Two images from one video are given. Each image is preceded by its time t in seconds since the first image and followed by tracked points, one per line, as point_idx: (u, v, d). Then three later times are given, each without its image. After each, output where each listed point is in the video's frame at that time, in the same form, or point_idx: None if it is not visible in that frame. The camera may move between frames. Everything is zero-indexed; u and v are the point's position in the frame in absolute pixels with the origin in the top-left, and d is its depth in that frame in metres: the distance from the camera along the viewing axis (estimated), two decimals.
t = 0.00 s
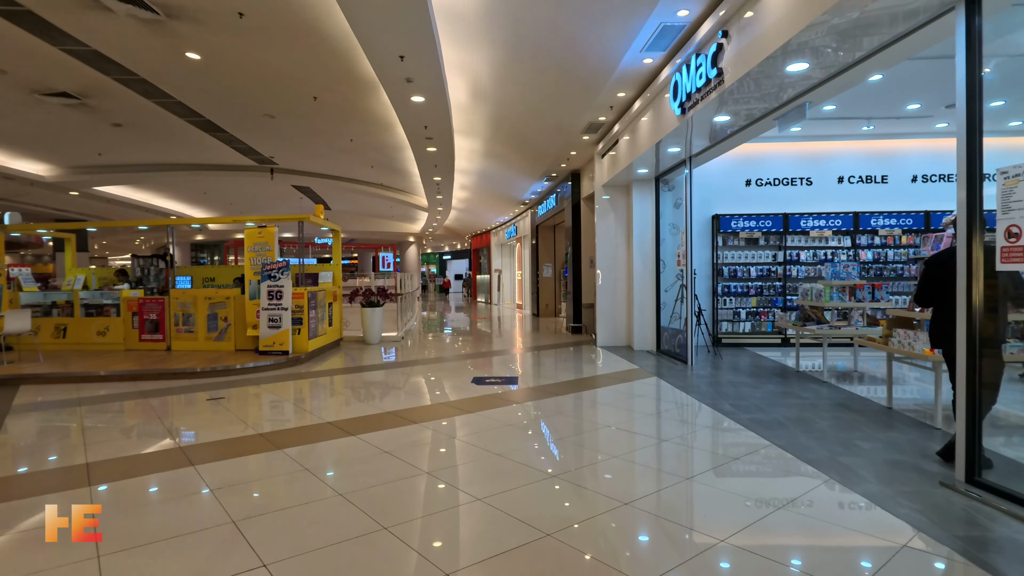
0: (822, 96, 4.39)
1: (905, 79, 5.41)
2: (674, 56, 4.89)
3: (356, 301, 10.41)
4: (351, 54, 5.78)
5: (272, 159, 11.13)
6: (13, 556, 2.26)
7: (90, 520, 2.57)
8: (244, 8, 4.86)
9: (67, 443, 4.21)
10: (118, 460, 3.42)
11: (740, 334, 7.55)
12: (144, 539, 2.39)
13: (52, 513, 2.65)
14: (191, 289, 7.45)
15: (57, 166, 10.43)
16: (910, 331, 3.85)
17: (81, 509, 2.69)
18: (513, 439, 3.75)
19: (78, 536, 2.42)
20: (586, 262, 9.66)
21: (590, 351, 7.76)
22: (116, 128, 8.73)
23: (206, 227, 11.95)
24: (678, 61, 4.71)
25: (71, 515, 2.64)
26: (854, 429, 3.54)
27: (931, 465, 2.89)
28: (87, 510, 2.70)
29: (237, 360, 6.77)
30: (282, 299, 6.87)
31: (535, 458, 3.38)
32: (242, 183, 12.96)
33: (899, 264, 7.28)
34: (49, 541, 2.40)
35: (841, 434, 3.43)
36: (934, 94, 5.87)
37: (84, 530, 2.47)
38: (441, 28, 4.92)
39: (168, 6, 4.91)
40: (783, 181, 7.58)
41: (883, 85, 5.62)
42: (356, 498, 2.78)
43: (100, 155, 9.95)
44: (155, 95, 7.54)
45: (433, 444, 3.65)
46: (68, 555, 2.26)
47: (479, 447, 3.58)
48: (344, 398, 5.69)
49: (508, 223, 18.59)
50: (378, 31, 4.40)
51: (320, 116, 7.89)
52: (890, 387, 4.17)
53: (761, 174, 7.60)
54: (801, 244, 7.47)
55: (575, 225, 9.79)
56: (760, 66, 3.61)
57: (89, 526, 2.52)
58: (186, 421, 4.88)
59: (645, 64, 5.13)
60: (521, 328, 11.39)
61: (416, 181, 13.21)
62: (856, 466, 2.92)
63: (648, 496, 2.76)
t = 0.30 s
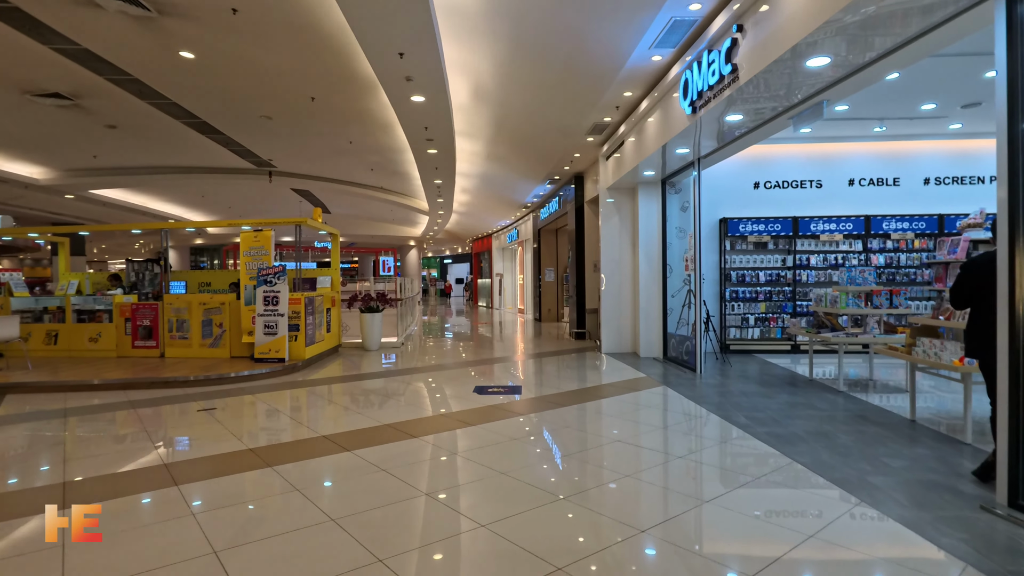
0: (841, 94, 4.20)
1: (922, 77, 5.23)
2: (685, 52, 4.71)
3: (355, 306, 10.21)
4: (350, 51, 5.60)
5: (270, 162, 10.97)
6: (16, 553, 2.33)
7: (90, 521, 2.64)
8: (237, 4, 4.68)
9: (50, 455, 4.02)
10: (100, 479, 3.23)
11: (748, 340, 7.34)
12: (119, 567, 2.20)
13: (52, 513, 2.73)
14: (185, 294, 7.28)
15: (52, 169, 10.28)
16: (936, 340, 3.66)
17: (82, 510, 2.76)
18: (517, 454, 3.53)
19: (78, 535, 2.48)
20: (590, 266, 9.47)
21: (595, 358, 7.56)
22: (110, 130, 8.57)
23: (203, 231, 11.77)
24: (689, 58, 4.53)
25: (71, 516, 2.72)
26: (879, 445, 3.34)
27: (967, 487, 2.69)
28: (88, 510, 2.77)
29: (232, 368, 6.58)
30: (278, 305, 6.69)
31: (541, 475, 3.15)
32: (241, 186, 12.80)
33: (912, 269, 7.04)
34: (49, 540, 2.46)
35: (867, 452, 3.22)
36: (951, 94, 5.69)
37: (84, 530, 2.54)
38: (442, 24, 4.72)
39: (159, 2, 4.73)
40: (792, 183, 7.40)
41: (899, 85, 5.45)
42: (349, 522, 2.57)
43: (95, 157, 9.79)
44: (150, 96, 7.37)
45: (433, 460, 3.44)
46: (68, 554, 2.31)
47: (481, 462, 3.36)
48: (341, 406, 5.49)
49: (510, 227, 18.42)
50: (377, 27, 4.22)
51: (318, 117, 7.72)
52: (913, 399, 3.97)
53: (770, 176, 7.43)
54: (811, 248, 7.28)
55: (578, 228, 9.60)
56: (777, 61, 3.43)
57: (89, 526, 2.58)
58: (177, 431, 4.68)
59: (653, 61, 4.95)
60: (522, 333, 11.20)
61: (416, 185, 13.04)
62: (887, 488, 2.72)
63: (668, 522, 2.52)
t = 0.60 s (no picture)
0: (860, 89, 4.01)
1: (942, 74, 5.03)
2: (695, 47, 4.53)
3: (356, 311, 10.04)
4: (348, 48, 5.43)
5: (271, 166, 10.83)
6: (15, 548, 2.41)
7: (90, 520, 2.69)
8: None
9: (32, 465, 3.84)
10: (78, 495, 3.05)
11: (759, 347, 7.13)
12: None
13: (53, 512, 2.77)
14: (181, 300, 7.12)
15: (50, 172, 10.16)
16: (965, 348, 3.46)
17: (81, 509, 2.83)
18: (520, 469, 3.31)
19: (78, 535, 2.50)
20: (595, 271, 9.27)
21: (601, 365, 7.35)
22: (108, 132, 8.43)
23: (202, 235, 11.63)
24: (700, 54, 4.35)
25: (71, 515, 2.76)
26: (907, 461, 3.13)
27: (1009, 509, 2.48)
28: (87, 509, 2.83)
29: (227, 376, 6.39)
30: (274, 311, 6.51)
31: (545, 493, 2.92)
32: (242, 190, 12.67)
33: (927, 273, 6.83)
34: (50, 538, 2.48)
35: (894, 468, 3.02)
36: (971, 92, 5.50)
37: (84, 530, 2.57)
38: (442, 19, 4.54)
39: None
40: (803, 186, 7.20)
41: (917, 82, 5.26)
42: (337, 545, 2.36)
43: (94, 161, 9.66)
44: (147, 98, 7.23)
45: (432, 475, 3.23)
46: (67, 550, 2.36)
47: (482, 478, 3.15)
48: (339, 415, 5.31)
49: (514, 232, 18.25)
50: (374, 21, 4.05)
51: (318, 118, 7.57)
52: (939, 410, 3.76)
53: (780, 178, 7.23)
54: (823, 252, 7.07)
55: (583, 232, 9.42)
56: (795, 53, 3.24)
57: (89, 525, 2.63)
58: (167, 440, 4.50)
59: (662, 57, 4.77)
60: (526, 339, 11.01)
61: (419, 189, 12.88)
62: (922, 509, 2.52)
63: (683, 549, 2.26)
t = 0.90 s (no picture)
0: (885, 88, 3.81)
1: (967, 73, 4.84)
2: (711, 45, 4.37)
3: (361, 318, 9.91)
4: (353, 49, 5.30)
5: (277, 171, 10.75)
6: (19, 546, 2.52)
7: (90, 520, 2.81)
8: None
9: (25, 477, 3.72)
10: (65, 513, 2.90)
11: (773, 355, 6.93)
12: None
13: (54, 513, 2.91)
14: (183, 306, 7.00)
15: (55, 178, 10.12)
16: (1000, 359, 3.28)
17: (82, 508, 2.98)
18: (530, 488, 3.12)
19: (80, 535, 2.62)
20: (604, 277, 9.10)
21: (611, 373, 7.18)
22: (112, 137, 8.36)
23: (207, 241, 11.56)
24: (716, 51, 4.19)
25: (71, 515, 2.89)
26: (944, 481, 2.93)
27: None
28: (87, 509, 2.99)
29: (229, 385, 6.25)
30: (277, 317, 6.39)
31: (558, 514, 2.74)
32: (247, 195, 12.59)
33: (948, 279, 6.62)
34: (50, 540, 2.58)
35: (931, 489, 2.83)
36: (995, 91, 5.31)
37: (84, 530, 2.68)
38: (448, 18, 4.40)
39: None
40: (818, 189, 7.02)
41: (940, 81, 5.07)
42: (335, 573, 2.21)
43: (98, 166, 9.60)
44: (150, 102, 7.14)
45: (437, 493, 3.07)
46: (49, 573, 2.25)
47: (489, 498, 2.97)
48: (343, 425, 5.16)
49: (521, 237, 18.12)
50: (378, 20, 3.91)
51: (323, 122, 7.46)
52: (972, 425, 3.57)
53: (795, 182, 7.05)
54: (839, 257, 6.88)
55: (592, 237, 9.26)
56: (819, 48, 3.08)
57: (88, 526, 2.73)
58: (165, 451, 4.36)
59: (675, 55, 4.61)
60: (534, 346, 10.84)
61: (425, 193, 12.77)
62: (965, 536, 2.33)
63: None
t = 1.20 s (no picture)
0: (911, 85, 3.63)
1: (991, 72, 4.69)
2: (728, 43, 4.24)
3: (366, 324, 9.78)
4: (358, 50, 5.19)
5: (282, 176, 10.67)
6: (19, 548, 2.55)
7: (89, 520, 2.89)
8: None
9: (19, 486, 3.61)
10: (55, 528, 2.78)
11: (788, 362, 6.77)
12: None
13: (53, 513, 2.98)
14: (185, 312, 6.89)
15: (59, 183, 10.07)
16: None
17: (83, 507, 3.07)
18: (543, 503, 2.96)
19: (79, 535, 2.67)
20: (613, 282, 8.95)
21: (621, 381, 7.02)
22: (115, 142, 8.29)
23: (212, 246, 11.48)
24: (733, 48, 4.05)
25: (70, 515, 2.96)
26: (983, 499, 2.76)
27: None
28: (87, 508, 3.07)
29: (231, 393, 6.12)
30: (280, 324, 6.27)
31: (574, 533, 2.57)
32: (252, 200, 12.52)
33: (967, 284, 6.45)
34: (50, 540, 2.64)
35: (971, 507, 2.65)
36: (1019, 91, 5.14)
37: (83, 530, 2.74)
38: (456, 16, 4.28)
39: None
40: (833, 193, 6.87)
41: (963, 80, 4.92)
42: None
43: (103, 171, 9.54)
44: (154, 106, 7.06)
45: (446, 508, 2.93)
46: None
47: (500, 515, 2.82)
48: (347, 433, 5.02)
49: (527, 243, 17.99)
50: (384, 18, 3.78)
51: (328, 125, 7.36)
52: (1006, 437, 3.40)
53: (809, 185, 6.90)
54: (854, 262, 6.72)
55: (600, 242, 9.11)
56: (845, 43, 2.93)
57: (88, 526, 2.80)
58: (165, 460, 4.24)
59: (690, 54, 4.49)
60: (540, 353, 10.68)
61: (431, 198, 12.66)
62: (1016, 561, 2.16)
63: None
